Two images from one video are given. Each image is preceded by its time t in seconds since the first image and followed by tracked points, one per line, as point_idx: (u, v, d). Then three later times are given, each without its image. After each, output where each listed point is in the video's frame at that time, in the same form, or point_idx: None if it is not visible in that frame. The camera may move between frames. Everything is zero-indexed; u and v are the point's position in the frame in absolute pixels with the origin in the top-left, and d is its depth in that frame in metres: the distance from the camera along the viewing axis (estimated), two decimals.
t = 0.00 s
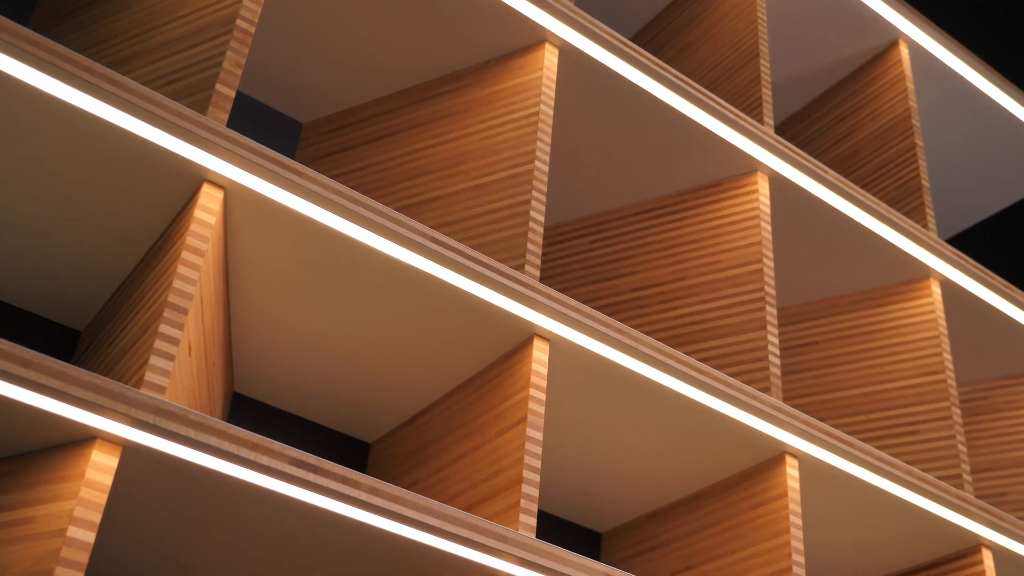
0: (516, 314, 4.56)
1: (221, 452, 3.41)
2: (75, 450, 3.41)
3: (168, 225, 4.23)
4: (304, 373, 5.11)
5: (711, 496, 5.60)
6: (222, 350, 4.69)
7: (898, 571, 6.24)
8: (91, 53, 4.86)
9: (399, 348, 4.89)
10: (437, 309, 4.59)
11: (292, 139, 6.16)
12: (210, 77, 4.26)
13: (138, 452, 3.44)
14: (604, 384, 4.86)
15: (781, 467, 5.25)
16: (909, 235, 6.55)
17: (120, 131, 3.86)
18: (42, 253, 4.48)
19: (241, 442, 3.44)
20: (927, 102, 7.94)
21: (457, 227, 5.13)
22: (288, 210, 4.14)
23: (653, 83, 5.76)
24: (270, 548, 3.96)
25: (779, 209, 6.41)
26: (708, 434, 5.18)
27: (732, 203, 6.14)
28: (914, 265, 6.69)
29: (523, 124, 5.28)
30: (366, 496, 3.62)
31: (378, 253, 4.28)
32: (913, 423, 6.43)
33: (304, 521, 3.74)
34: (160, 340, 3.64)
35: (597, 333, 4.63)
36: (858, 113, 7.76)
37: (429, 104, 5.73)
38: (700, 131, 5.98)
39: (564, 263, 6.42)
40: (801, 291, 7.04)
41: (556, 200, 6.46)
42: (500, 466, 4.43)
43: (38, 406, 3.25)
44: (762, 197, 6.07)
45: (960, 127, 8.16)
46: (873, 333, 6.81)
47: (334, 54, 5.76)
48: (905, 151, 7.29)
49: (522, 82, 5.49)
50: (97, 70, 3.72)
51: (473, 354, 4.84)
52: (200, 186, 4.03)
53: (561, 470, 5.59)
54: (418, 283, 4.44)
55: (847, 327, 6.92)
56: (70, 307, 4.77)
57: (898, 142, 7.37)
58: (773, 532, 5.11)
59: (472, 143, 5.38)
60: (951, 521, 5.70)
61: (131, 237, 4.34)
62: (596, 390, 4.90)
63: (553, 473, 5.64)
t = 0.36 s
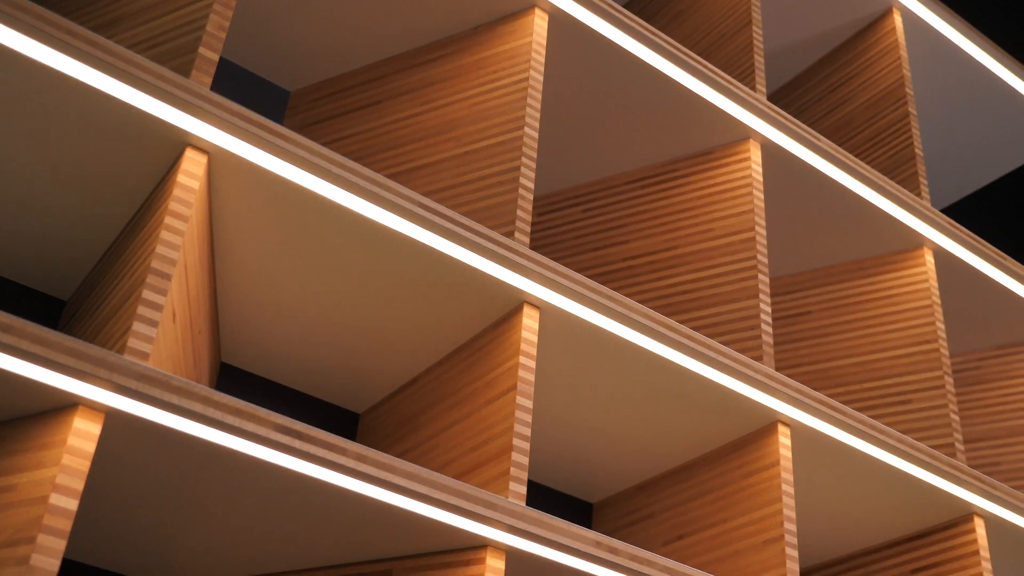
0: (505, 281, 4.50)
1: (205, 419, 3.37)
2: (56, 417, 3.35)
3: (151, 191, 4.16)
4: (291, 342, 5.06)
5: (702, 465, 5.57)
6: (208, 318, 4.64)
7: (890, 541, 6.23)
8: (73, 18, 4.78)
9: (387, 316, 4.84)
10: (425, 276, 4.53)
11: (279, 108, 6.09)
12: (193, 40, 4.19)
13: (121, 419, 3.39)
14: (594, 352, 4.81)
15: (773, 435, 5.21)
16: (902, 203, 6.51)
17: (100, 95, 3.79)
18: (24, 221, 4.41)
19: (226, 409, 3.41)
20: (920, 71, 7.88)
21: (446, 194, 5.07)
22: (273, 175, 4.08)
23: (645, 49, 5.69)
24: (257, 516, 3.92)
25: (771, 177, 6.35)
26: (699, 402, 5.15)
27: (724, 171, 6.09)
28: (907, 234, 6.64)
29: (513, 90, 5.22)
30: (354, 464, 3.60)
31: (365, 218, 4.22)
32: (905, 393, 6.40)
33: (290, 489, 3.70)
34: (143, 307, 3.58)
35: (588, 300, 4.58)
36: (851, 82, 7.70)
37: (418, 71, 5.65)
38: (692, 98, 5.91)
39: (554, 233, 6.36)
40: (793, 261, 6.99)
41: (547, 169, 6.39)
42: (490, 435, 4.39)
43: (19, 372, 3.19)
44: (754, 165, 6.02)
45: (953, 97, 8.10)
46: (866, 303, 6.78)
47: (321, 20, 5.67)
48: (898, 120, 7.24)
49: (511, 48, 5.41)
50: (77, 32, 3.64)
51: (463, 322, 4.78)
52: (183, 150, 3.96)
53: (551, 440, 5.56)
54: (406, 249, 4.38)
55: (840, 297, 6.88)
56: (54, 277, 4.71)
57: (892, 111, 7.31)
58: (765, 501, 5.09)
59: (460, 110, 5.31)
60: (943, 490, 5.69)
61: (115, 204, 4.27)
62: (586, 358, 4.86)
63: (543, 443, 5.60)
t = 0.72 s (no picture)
0: (494, 249, 4.45)
1: (189, 386, 3.32)
2: (37, 386, 3.29)
3: (133, 158, 4.08)
4: (279, 312, 5.01)
5: (695, 435, 5.53)
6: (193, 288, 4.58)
7: (883, 511, 6.21)
8: None
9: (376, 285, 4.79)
10: (413, 244, 4.48)
11: (265, 78, 6.01)
12: (175, 5, 4.11)
13: (103, 387, 3.33)
14: (584, 321, 4.77)
15: (765, 405, 5.18)
16: (896, 173, 6.46)
17: (80, 59, 3.71)
18: (5, 190, 4.34)
19: (209, 376, 3.36)
20: (913, 43, 7.80)
21: (434, 163, 5.00)
22: (257, 141, 4.01)
23: (637, 17, 5.61)
24: (243, 485, 3.88)
25: (762, 147, 6.30)
26: (691, 372, 5.11)
27: (716, 140, 6.03)
28: (900, 203, 6.59)
29: (502, 57, 5.15)
30: (340, 432, 3.56)
31: (352, 186, 4.17)
32: (898, 363, 6.37)
33: (277, 457, 3.66)
34: (125, 274, 3.52)
35: (578, 269, 4.53)
36: (844, 52, 7.64)
37: (406, 39, 5.58)
38: (683, 67, 5.85)
39: (545, 203, 6.31)
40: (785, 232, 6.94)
41: (536, 139, 6.32)
42: (479, 404, 4.34)
43: None
44: (746, 134, 5.96)
45: (948, 69, 8.03)
46: (859, 273, 6.74)
47: None
48: (892, 90, 7.19)
49: (500, 15, 5.34)
50: None
51: (451, 292, 4.73)
52: (165, 116, 3.90)
53: (542, 411, 5.52)
54: (393, 217, 4.33)
55: (832, 267, 6.83)
56: (37, 247, 4.64)
57: (885, 81, 7.25)
58: (758, 471, 5.06)
59: (449, 77, 5.25)
60: (936, 460, 5.67)
61: (97, 172, 4.20)
62: (576, 328, 4.81)
63: (534, 414, 5.56)
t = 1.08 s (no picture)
0: (483, 216, 4.39)
1: (171, 351, 3.28)
2: (16, 352, 3.23)
3: (114, 123, 4.01)
4: (266, 281, 4.95)
5: (686, 404, 5.50)
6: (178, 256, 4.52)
7: (875, 480, 6.19)
8: None
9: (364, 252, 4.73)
10: (400, 211, 4.42)
11: (250, 46, 5.93)
12: None
13: (84, 353, 3.27)
14: (574, 289, 4.72)
15: (757, 374, 5.14)
16: (889, 141, 6.40)
17: (59, 21, 3.62)
18: None
19: (192, 341, 3.32)
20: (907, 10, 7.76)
21: (421, 130, 4.94)
22: (242, 105, 3.95)
23: None
24: (229, 453, 3.84)
25: (754, 114, 6.24)
26: (682, 340, 5.07)
27: (707, 107, 5.97)
28: (893, 172, 6.54)
29: (490, 22, 5.08)
30: (327, 398, 3.52)
31: (337, 151, 4.10)
32: (891, 332, 6.34)
33: (263, 425, 3.62)
34: (106, 239, 3.46)
35: (567, 236, 4.48)
36: (837, 20, 7.58)
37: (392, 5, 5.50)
38: (675, 33, 5.77)
39: (535, 172, 6.24)
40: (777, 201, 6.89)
41: (526, 108, 6.25)
42: (467, 372, 4.30)
43: None
44: (738, 102, 5.90)
45: (942, 37, 7.98)
46: (851, 242, 6.69)
47: None
48: (885, 58, 7.13)
49: None
50: None
51: (439, 259, 4.68)
52: (146, 80, 3.82)
53: (532, 380, 5.48)
54: (380, 183, 4.26)
55: (825, 237, 6.78)
56: (19, 214, 4.57)
57: (878, 49, 7.20)
58: (750, 439, 5.02)
59: (436, 43, 5.17)
60: (928, 429, 5.65)
61: (78, 138, 4.13)
62: (566, 296, 4.76)
63: (524, 384, 5.52)
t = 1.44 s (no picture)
0: (472, 177, 4.32)
1: (153, 313, 3.21)
2: None
3: (96, 83, 3.92)
4: (254, 245, 4.88)
5: (680, 370, 5.46)
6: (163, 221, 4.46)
7: (870, 446, 6.16)
8: None
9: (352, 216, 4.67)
10: (388, 172, 4.35)
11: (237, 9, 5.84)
12: None
13: (65, 315, 3.21)
14: (566, 253, 4.66)
15: (751, 338, 5.09)
16: (885, 104, 6.32)
17: None
18: None
19: (175, 302, 3.25)
20: None
21: (410, 92, 4.86)
22: (225, 64, 3.87)
23: None
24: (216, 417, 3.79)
25: (748, 77, 6.16)
26: (676, 304, 5.01)
27: (700, 70, 5.90)
28: (888, 136, 6.48)
29: None
30: (312, 360, 3.46)
31: (323, 111, 4.03)
32: (885, 297, 6.30)
33: (249, 387, 3.56)
34: (87, 200, 3.39)
35: (558, 197, 4.41)
36: None
37: None
38: None
39: (527, 138, 6.17)
40: (771, 167, 6.83)
41: (517, 73, 6.16)
42: (458, 337, 4.24)
43: None
44: (731, 65, 5.82)
45: None
46: (847, 207, 6.64)
47: None
48: (881, 22, 7.07)
49: None
50: None
51: (429, 222, 4.61)
52: (127, 38, 3.73)
53: (524, 347, 5.43)
54: (368, 144, 4.19)
55: (820, 203, 6.73)
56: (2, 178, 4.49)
57: (874, 13, 7.15)
58: (744, 404, 4.98)
59: (425, 5, 5.09)
60: (924, 393, 5.61)
61: (60, 99, 4.04)
62: (557, 259, 4.70)
63: (516, 350, 5.47)
